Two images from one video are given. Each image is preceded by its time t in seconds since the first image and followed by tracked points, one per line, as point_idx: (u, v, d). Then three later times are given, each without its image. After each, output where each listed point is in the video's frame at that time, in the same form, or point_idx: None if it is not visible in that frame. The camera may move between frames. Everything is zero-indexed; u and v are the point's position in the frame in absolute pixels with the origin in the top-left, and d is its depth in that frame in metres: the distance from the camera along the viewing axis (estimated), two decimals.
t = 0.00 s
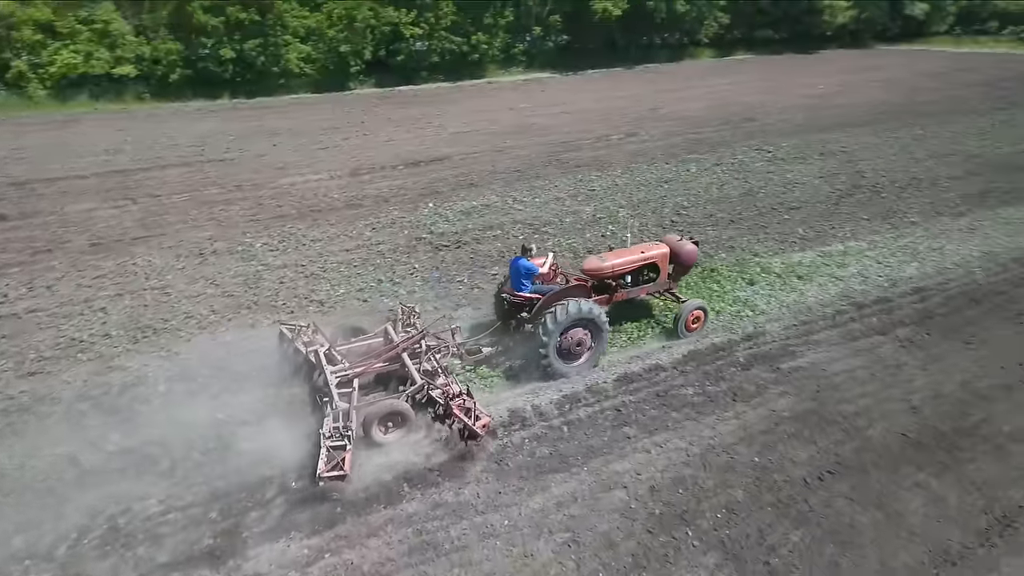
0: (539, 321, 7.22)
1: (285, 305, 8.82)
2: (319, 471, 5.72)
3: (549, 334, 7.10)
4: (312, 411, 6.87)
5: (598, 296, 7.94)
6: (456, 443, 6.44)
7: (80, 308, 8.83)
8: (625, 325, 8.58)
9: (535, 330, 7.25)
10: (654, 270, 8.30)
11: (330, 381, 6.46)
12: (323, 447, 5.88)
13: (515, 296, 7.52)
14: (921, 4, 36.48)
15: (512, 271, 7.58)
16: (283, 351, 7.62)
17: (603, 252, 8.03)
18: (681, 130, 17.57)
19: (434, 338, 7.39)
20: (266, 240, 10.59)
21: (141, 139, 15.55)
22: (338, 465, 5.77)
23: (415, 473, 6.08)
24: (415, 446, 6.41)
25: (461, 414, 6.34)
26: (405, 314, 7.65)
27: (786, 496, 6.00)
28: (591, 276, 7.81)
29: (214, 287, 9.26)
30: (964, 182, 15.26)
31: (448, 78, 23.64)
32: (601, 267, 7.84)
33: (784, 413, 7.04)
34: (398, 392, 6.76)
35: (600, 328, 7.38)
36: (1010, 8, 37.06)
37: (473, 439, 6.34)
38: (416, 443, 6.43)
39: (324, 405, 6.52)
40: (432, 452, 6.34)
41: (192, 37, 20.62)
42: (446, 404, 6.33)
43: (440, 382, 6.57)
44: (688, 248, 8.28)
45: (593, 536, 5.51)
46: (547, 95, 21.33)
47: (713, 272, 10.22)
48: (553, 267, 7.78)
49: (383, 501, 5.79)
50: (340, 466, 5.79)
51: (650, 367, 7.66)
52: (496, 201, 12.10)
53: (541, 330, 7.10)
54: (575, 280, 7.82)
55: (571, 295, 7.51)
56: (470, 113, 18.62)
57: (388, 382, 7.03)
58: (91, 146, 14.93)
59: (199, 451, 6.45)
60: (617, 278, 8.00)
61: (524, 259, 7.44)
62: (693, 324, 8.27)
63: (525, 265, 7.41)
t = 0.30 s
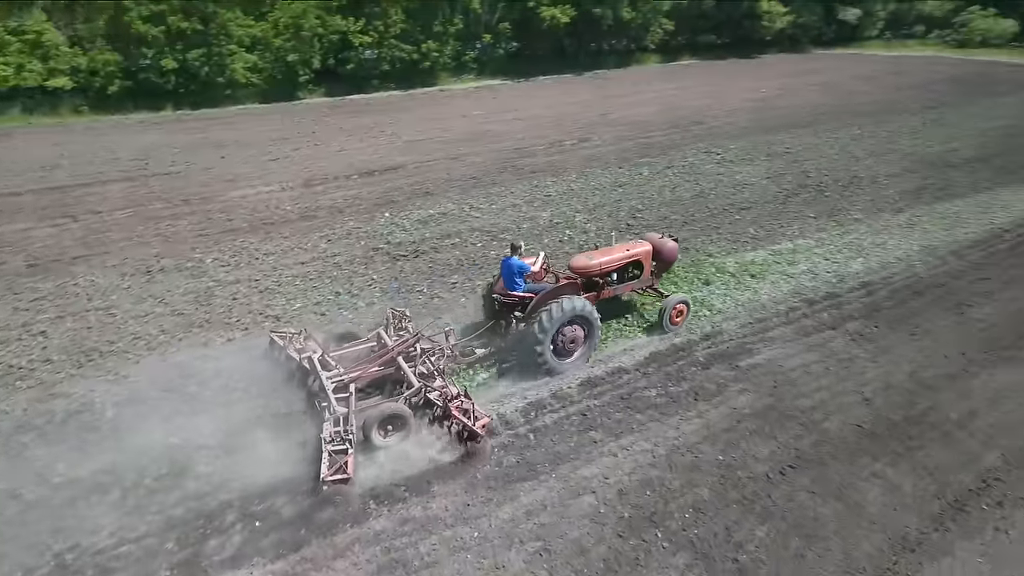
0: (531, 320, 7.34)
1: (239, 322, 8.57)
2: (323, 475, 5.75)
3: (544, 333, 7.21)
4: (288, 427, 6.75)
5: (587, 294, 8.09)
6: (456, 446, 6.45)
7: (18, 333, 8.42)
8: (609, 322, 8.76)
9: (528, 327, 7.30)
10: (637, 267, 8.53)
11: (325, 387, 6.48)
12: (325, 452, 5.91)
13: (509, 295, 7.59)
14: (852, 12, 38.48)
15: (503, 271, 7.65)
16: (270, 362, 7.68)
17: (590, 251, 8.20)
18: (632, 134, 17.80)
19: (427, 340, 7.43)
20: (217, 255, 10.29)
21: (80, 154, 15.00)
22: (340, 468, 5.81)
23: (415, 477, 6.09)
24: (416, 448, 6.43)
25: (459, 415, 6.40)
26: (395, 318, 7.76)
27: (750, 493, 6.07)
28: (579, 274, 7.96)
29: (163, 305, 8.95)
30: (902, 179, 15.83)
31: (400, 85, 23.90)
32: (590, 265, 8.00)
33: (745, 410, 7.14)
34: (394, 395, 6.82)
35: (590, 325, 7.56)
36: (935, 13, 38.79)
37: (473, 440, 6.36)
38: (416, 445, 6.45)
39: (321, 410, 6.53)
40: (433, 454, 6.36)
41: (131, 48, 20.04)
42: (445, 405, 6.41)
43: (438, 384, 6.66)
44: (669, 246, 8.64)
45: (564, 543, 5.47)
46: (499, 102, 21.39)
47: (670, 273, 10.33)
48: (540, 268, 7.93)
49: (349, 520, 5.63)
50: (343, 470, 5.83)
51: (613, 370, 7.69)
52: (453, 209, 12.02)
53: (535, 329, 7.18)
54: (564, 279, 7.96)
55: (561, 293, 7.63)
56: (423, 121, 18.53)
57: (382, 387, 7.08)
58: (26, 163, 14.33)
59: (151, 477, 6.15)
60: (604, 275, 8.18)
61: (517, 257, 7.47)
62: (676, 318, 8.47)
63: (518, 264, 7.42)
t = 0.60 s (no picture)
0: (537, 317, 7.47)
1: (206, 336, 8.37)
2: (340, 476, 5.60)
3: (550, 328, 7.39)
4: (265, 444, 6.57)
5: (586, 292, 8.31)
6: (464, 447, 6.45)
7: None
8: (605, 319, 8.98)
9: (532, 325, 7.43)
10: (632, 265, 8.81)
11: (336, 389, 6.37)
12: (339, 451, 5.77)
13: (513, 293, 7.73)
14: (807, 17, 39.47)
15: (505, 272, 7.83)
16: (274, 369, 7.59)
17: (587, 250, 8.45)
18: (599, 139, 17.93)
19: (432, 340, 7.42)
20: (181, 268, 10.07)
21: (36, 166, 14.59)
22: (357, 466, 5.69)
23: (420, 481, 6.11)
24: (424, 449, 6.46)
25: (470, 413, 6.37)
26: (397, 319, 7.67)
27: (727, 494, 6.09)
28: (578, 272, 8.17)
29: (126, 321, 8.71)
30: (861, 179, 16.20)
31: (365, 94, 23.52)
32: (588, 263, 8.25)
33: (719, 411, 7.18)
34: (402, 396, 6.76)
35: (592, 321, 7.76)
36: (885, 19, 40.03)
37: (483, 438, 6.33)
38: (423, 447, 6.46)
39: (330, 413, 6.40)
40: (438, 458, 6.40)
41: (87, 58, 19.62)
42: (455, 403, 6.39)
43: (445, 383, 6.64)
44: (661, 245, 8.93)
45: (544, 552, 5.42)
46: (465, 109, 21.40)
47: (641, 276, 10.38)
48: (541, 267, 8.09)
49: (325, 538, 5.50)
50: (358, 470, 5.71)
51: (588, 375, 7.68)
52: (423, 217, 11.93)
53: (541, 324, 7.33)
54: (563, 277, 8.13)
55: (562, 291, 7.79)
56: (389, 128, 18.42)
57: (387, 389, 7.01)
58: None
59: (116, 500, 5.92)
60: (602, 273, 8.42)
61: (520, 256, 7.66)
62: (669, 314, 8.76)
63: (522, 263, 7.60)
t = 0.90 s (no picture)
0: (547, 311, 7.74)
1: (178, 349, 8.20)
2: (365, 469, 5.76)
3: (559, 322, 7.66)
4: (241, 463, 6.38)
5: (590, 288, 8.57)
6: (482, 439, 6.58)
7: None
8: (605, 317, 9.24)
9: (543, 319, 7.70)
10: (632, 262, 9.05)
11: (353, 387, 6.53)
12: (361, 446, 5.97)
13: (521, 289, 7.91)
14: (773, 24, 40.32)
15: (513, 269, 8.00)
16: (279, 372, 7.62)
17: (589, 247, 8.64)
18: (573, 145, 17.99)
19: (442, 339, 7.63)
20: (151, 281, 9.86)
21: None
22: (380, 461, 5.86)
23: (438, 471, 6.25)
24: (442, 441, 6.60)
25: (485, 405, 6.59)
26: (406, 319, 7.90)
27: (710, 496, 6.09)
28: (582, 269, 8.33)
29: (94, 337, 8.48)
30: (830, 181, 16.46)
31: (338, 101, 23.68)
32: (592, 260, 8.42)
33: (699, 414, 7.19)
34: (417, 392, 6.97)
35: (599, 316, 8.06)
36: (847, 26, 41.67)
37: (501, 430, 6.54)
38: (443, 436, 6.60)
39: (348, 411, 6.65)
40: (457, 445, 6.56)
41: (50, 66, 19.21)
42: (470, 396, 6.56)
43: (459, 378, 6.82)
44: (660, 242, 9.22)
45: (528, 561, 5.36)
46: (438, 115, 21.36)
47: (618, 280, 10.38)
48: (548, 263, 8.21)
49: (304, 554, 5.38)
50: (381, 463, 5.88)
51: (568, 381, 7.66)
52: (399, 225, 11.83)
53: (551, 317, 7.61)
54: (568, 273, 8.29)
55: (568, 287, 8.07)
56: (362, 136, 18.30)
57: (401, 386, 7.24)
58: None
59: (85, 522, 5.72)
60: (604, 270, 8.66)
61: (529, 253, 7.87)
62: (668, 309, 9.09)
63: (531, 260, 7.82)
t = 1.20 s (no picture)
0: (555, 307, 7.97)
1: (148, 364, 8.01)
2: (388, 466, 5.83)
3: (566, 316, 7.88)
4: (217, 480, 6.19)
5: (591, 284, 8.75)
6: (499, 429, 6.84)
7: None
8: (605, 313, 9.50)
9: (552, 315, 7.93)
10: (630, 261, 9.26)
11: (368, 387, 6.50)
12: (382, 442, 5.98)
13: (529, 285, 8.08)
14: (739, 31, 41.02)
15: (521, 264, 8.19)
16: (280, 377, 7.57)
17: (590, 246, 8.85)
18: (547, 151, 18.04)
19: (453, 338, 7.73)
20: (119, 294, 9.64)
21: None
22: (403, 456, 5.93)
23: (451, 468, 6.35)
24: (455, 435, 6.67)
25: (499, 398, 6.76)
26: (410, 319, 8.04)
27: (692, 498, 6.09)
28: (584, 266, 8.53)
29: (60, 353, 8.26)
30: (800, 183, 16.70)
31: (309, 109, 23.54)
32: (594, 257, 8.64)
33: (679, 416, 7.20)
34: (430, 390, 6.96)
35: (603, 312, 8.29)
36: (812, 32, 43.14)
37: (516, 421, 6.74)
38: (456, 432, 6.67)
39: (363, 409, 6.62)
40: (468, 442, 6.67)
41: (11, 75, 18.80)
42: (484, 390, 6.70)
43: (472, 373, 6.94)
44: (657, 241, 9.41)
45: (513, 570, 5.31)
46: (410, 123, 21.29)
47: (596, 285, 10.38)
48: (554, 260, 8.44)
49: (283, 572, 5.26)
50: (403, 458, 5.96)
51: (549, 387, 7.62)
52: (374, 233, 11.73)
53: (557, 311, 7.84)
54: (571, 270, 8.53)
55: (573, 283, 8.33)
56: (335, 144, 18.17)
57: (411, 385, 7.18)
58: None
59: (52, 546, 5.51)
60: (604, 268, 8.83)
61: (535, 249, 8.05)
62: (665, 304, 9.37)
63: (538, 256, 8.00)
